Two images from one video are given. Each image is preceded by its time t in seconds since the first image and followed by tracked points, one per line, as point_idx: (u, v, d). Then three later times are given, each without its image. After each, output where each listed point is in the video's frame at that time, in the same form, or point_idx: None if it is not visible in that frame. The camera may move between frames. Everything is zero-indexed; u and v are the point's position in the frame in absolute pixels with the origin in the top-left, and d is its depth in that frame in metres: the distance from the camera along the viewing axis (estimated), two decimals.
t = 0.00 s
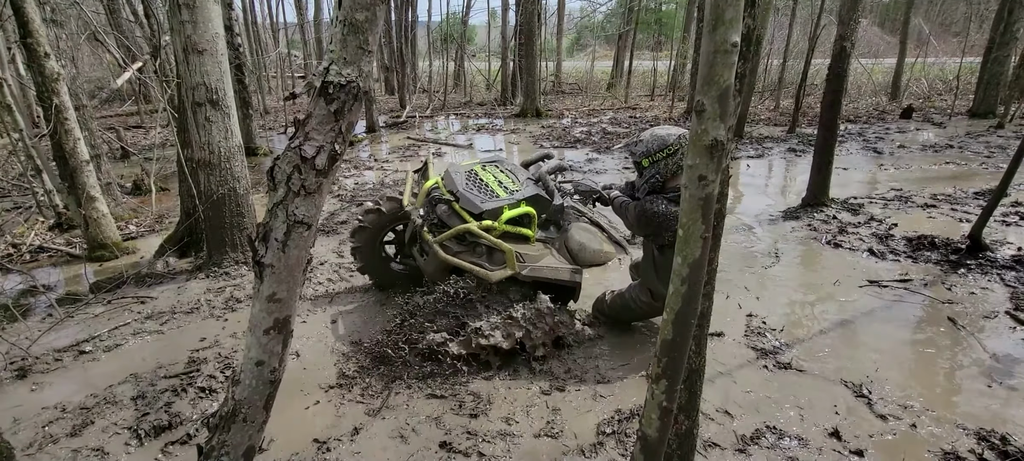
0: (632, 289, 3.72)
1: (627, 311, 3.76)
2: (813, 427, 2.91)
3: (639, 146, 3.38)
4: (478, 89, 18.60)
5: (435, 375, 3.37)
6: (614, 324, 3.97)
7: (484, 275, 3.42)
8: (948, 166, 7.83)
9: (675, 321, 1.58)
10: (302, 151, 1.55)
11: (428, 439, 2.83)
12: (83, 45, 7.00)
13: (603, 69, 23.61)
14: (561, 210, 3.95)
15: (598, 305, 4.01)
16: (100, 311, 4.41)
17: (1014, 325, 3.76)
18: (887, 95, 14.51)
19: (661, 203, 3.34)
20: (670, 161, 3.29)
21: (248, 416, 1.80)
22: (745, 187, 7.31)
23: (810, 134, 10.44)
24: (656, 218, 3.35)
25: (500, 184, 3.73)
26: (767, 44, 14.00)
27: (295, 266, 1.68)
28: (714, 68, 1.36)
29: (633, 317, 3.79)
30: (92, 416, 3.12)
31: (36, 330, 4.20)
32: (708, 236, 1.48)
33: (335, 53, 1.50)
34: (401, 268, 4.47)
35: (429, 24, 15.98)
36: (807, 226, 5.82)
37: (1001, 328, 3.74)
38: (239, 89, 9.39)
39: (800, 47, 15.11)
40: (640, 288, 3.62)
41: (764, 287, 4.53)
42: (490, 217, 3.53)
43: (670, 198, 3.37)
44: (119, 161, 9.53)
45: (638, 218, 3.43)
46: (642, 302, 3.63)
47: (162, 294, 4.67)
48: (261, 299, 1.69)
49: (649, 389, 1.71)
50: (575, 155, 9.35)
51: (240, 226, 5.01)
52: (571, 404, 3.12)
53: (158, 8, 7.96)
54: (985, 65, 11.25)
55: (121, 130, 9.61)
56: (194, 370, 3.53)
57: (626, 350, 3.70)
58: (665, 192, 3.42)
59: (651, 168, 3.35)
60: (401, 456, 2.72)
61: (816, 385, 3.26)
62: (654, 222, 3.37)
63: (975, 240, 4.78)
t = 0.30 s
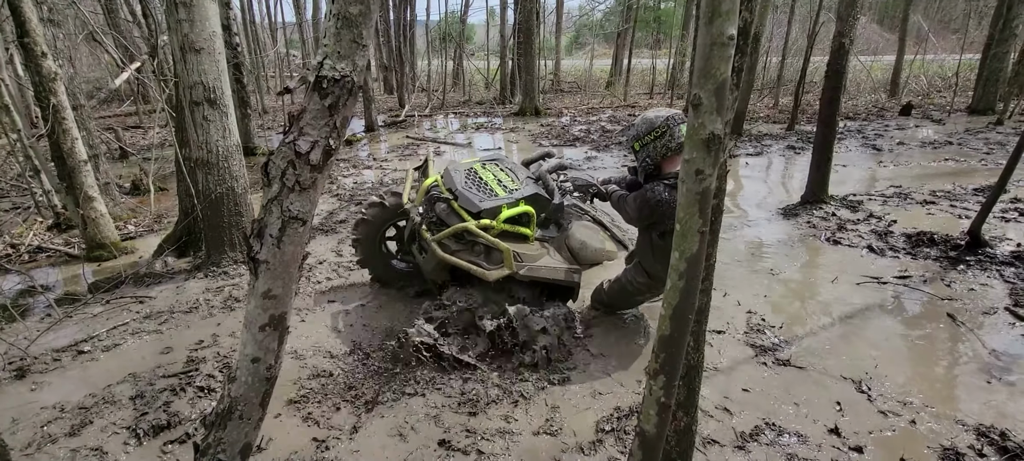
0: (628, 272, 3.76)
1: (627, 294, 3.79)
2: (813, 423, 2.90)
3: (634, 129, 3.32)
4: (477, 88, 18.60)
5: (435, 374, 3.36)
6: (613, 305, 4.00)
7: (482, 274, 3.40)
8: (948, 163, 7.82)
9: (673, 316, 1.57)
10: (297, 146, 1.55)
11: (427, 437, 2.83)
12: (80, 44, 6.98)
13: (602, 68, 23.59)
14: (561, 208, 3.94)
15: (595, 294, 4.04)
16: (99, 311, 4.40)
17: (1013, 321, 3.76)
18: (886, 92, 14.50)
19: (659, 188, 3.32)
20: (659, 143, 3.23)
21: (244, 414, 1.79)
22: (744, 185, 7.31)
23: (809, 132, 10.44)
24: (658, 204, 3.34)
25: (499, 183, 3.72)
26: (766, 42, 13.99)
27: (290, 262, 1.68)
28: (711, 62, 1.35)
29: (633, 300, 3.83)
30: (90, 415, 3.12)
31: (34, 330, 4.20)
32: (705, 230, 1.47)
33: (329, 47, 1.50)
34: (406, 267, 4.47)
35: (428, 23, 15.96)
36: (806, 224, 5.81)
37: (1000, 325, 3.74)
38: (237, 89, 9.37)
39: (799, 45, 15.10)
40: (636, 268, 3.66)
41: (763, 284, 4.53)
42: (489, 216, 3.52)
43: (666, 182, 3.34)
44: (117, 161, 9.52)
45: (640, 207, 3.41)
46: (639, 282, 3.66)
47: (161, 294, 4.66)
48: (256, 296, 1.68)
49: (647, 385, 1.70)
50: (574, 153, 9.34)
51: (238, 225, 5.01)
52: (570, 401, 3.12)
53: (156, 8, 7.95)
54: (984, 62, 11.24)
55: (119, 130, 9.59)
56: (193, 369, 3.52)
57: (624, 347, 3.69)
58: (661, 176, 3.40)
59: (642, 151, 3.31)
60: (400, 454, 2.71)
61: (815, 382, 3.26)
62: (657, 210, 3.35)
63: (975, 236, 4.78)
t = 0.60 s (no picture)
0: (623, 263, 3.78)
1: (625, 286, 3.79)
2: (813, 420, 2.90)
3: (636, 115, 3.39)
4: (476, 85, 18.58)
5: (434, 373, 3.36)
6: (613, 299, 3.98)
7: (478, 270, 3.38)
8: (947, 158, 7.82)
9: (672, 313, 1.56)
10: (292, 144, 1.54)
11: (426, 435, 2.83)
12: (77, 42, 6.95)
13: (600, 64, 23.56)
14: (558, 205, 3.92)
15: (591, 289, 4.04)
16: (97, 310, 4.39)
17: (1012, 316, 3.76)
18: (884, 88, 14.49)
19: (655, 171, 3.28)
20: (656, 130, 3.29)
21: (242, 413, 1.79)
22: (743, 181, 7.30)
23: (808, 127, 10.44)
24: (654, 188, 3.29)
25: (495, 180, 3.71)
26: (765, 38, 13.97)
27: (287, 261, 1.67)
28: (710, 57, 1.34)
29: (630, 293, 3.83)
30: (89, 415, 3.11)
31: (33, 330, 4.19)
32: (704, 227, 1.46)
33: (324, 43, 1.48)
34: (403, 266, 4.45)
35: (426, 20, 15.92)
36: (805, 220, 5.80)
37: (999, 320, 3.74)
38: (235, 87, 9.35)
39: (798, 41, 15.07)
40: (630, 260, 3.68)
41: (763, 281, 4.52)
42: (485, 212, 3.50)
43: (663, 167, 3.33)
44: (115, 160, 9.50)
45: (635, 193, 3.34)
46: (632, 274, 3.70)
47: (159, 293, 4.65)
48: (253, 294, 1.67)
49: (646, 382, 1.70)
50: (573, 150, 9.33)
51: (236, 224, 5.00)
52: (570, 399, 3.12)
53: (152, 6, 7.92)
54: (982, 57, 11.23)
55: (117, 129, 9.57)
56: (191, 369, 3.52)
57: (623, 344, 3.69)
58: (659, 162, 3.39)
59: (641, 137, 3.38)
60: (400, 452, 2.71)
61: (816, 378, 3.25)
62: (654, 194, 3.30)
63: (973, 231, 4.78)
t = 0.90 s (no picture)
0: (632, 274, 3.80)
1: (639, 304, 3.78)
2: (810, 414, 2.91)
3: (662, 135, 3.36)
4: (473, 83, 18.54)
5: (432, 370, 3.35)
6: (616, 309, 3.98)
7: (475, 261, 3.36)
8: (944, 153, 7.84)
9: (670, 308, 1.57)
10: (289, 141, 1.53)
11: (426, 432, 2.83)
12: (71, 41, 6.92)
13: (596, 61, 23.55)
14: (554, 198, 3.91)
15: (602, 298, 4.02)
16: (95, 310, 4.38)
17: (1008, 310, 3.78)
18: (881, 83, 14.51)
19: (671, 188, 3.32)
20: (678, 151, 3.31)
21: (240, 411, 1.78)
22: (740, 177, 7.31)
23: (805, 123, 10.45)
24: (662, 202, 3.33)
25: (491, 173, 3.72)
26: (762, 34, 13.98)
27: (285, 258, 1.66)
28: (707, 51, 1.34)
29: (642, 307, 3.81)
30: (88, 415, 3.11)
31: (30, 330, 4.18)
32: (702, 222, 1.46)
33: (320, 39, 1.48)
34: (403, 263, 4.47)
35: (423, 17, 15.88)
36: (803, 215, 5.81)
37: (996, 314, 3.76)
38: (231, 86, 9.31)
39: (795, 36, 15.05)
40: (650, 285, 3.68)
41: (760, 276, 4.53)
42: (482, 204, 3.50)
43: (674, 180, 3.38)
44: (111, 159, 9.47)
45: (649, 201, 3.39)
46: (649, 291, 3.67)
47: (157, 292, 4.63)
48: (250, 292, 1.66)
49: (645, 378, 1.70)
50: (571, 147, 9.32)
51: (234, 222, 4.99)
52: (569, 395, 3.12)
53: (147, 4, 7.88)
54: (979, 52, 11.24)
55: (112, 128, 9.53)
56: (190, 367, 3.51)
57: (620, 340, 3.69)
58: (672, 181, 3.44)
59: (660, 155, 3.37)
60: (399, 449, 2.71)
61: (815, 373, 3.26)
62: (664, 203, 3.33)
63: (970, 226, 4.79)
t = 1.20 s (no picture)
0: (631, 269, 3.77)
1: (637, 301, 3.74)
2: (806, 408, 2.92)
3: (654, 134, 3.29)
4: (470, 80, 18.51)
5: (429, 369, 3.35)
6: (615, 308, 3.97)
7: (473, 266, 3.36)
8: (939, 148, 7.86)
9: (662, 304, 1.56)
10: (276, 139, 1.52)
11: (422, 430, 2.83)
12: (64, 40, 6.89)
13: (593, 57, 23.50)
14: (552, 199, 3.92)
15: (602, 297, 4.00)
16: (90, 311, 4.37)
17: (1003, 303, 3.79)
18: (878, 78, 14.53)
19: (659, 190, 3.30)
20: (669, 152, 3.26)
21: (232, 411, 1.78)
22: (737, 173, 7.31)
23: (801, 118, 10.46)
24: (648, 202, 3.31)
25: (489, 175, 3.71)
26: (758, 29, 13.97)
27: (274, 257, 1.66)
28: (696, 46, 1.33)
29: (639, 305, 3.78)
30: (83, 415, 3.10)
31: (25, 331, 4.17)
32: (693, 218, 1.46)
33: (307, 36, 1.47)
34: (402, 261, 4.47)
35: (419, 14, 15.83)
36: (799, 211, 5.82)
37: (990, 307, 3.77)
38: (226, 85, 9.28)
39: (791, 31, 15.04)
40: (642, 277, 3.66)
41: (756, 271, 4.54)
42: (480, 208, 3.50)
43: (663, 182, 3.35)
44: (106, 159, 9.43)
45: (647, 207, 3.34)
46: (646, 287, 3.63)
47: (152, 292, 4.62)
48: (240, 291, 1.66)
49: (638, 374, 1.70)
50: (569, 144, 9.32)
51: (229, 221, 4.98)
52: (566, 392, 3.12)
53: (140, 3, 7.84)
54: (974, 46, 11.25)
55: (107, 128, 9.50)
56: (186, 367, 3.50)
57: (617, 337, 3.69)
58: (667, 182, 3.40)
59: (653, 155, 3.33)
60: (395, 447, 2.72)
61: (810, 368, 3.26)
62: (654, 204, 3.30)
63: (965, 220, 4.81)
